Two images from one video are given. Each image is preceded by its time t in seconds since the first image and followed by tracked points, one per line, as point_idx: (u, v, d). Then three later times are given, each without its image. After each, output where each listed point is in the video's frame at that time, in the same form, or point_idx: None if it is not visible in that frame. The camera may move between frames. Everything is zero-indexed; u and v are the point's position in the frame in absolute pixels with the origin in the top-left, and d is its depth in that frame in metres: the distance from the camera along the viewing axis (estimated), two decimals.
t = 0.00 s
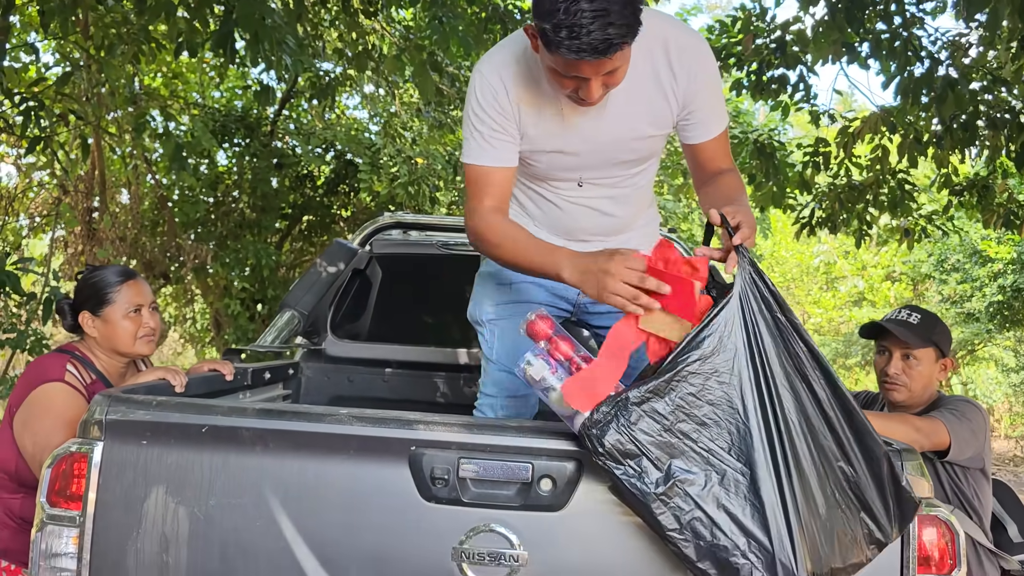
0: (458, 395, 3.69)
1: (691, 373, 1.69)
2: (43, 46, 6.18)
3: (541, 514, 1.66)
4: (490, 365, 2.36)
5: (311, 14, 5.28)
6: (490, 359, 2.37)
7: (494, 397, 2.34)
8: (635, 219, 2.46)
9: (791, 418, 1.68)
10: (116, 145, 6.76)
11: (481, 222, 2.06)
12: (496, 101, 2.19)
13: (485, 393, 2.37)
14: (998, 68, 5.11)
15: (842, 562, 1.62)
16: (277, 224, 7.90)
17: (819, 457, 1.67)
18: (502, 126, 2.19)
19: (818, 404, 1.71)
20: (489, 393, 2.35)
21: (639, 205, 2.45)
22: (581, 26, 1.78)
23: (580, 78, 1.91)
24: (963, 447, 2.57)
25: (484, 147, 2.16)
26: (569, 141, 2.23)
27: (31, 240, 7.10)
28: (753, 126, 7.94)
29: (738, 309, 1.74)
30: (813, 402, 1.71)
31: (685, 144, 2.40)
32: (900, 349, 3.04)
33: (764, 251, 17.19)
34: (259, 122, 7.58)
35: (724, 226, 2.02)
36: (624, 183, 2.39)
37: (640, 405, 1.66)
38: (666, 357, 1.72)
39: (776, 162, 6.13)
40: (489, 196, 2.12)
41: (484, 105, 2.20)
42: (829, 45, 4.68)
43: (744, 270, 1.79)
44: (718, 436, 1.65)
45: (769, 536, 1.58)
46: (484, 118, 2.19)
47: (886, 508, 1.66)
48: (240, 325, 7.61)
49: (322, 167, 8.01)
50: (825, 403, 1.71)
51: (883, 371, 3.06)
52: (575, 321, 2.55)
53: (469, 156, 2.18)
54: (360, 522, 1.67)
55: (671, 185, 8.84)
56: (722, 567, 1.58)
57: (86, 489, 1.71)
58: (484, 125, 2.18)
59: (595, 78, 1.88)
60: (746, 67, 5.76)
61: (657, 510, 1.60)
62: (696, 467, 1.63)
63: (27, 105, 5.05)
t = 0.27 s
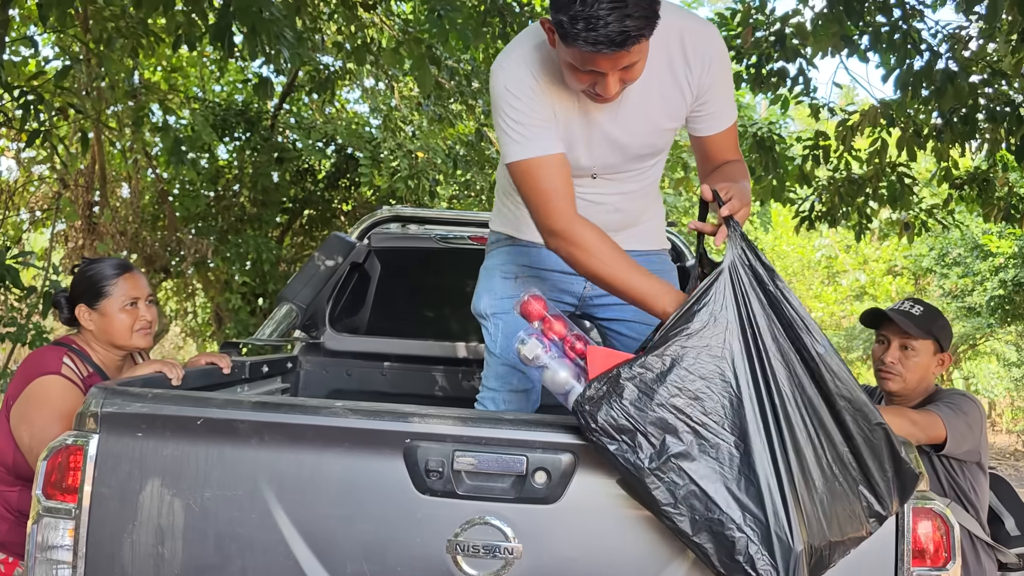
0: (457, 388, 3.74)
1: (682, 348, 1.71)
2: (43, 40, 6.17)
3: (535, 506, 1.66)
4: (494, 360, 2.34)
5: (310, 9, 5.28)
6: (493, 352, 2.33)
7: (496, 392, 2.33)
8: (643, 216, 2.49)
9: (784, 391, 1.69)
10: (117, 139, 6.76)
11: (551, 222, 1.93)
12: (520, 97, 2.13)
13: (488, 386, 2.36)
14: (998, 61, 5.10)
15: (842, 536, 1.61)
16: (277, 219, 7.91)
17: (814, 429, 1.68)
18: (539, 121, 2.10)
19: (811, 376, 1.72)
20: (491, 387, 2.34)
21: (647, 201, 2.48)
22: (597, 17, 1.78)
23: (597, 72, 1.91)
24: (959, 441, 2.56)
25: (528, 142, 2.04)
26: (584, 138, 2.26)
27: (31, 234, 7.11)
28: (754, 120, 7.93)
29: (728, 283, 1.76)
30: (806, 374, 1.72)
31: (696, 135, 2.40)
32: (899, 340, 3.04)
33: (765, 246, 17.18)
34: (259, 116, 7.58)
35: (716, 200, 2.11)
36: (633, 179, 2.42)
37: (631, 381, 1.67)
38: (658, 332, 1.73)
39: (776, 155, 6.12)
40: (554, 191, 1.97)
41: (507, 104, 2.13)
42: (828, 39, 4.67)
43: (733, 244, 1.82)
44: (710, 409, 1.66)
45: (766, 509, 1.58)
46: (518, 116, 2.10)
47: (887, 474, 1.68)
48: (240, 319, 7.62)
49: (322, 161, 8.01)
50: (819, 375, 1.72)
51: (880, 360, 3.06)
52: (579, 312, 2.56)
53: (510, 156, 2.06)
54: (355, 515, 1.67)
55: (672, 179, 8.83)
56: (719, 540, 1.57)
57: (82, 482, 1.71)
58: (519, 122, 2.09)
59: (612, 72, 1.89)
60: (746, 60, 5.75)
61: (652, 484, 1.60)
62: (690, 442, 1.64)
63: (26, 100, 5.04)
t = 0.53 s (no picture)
0: (455, 383, 3.72)
1: (691, 317, 1.73)
2: (41, 35, 6.16)
3: (534, 502, 1.66)
4: (509, 356, 2.43)
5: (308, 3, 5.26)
6: (508, 348, 2.42)
7: (508, 389, 2.41)
8: (665, 216, 2.57)
9: (790, 370, 1.69)
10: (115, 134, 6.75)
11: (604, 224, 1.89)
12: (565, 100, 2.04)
13: (500, 382, 2.44)
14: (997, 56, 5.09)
15: (826, 524, 1.62)
16: (276, 214, 7.90)
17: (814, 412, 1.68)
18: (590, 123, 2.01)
19: (820, 363, 1.72)
20: (504, 384, 2.42)
21: (670, 202, 2.55)
22: (644, 48, 1.77)
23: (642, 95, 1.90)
24: (957, 437, 2.55)
25: (581, 143, 1.96)
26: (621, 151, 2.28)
27: (30, 229, 7.11)
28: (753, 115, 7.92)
29: (746, 260, 1.79)
30: (815, 360, 1.72)
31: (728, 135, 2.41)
32: (899, 340, 3.04)
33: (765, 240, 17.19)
34: (258, 111, 7.56)
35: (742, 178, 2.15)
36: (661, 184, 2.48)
37: (638, 341, 1.71)
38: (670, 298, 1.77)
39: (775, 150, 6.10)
40: (614, 193, 1.91)
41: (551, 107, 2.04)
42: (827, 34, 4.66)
43: (758, 221, 1.84)
44: (712, 381, 1.68)
45: (750, 487, 1.59)
46: (567, 116, 2.01)
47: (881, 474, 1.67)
48: (239, 314, 7.61)
49: (321, 156, 7.99)
50: (827, 361, 1.71)
51: (881, 361, 3.06)
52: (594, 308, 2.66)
53: (559, 158, 1.98)
54: (352, 511, 1.67)
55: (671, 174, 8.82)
56: (700, 513, 1.59)
57: (80, 477, 1.71)
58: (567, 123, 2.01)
59: (656, 97, 1.90)
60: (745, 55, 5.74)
61: (643, 446, 1.62)
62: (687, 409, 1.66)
63: (24, 95, 5.03)
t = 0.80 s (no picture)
0: (451, 379, 3.73)
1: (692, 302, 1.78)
2: (37, 31, 6.14)
3: (532, 501, 1.67)
4: (523, 357, 2.48)
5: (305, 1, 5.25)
6: (524, 348, 2.47)
7: (520, 390, 2.44)
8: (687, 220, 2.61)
9: (791, 347, 1.72)
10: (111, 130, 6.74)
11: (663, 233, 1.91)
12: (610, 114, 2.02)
13: (512, 383, 2.47)
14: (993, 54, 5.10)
15: (838, 499, 1.62)
16: (272, 210, 7.89)
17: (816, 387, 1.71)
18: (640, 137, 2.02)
19: (821, 340, 1.75)
20: (517, 385, 2.45)
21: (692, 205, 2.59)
22: (687, 63, 1.78)
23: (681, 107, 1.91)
24: (952, 436, 2.54)
25: (630, 158, 1.95)
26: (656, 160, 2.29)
27: (26, 225, 7.09)
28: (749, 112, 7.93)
29: (743, 241, 1.83)
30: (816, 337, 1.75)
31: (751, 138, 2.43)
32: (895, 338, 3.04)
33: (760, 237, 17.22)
34: (254, 107, 7.52)
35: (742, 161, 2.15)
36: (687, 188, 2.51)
37: (642, 329, 1.76)
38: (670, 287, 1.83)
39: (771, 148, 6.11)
40: (671, 202, 1.93)
41: (596, 123, 2.02)
42: (824, 32, 4.67)
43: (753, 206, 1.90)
44: (715, 362, 1.72)
45: (758, 463, 1.61)
46: (612, 129, 2.00)
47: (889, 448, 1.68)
48: (236, 310, 7.61)
49: (317, 152, 7.98)
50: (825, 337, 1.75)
51: (876, 358, 3.07)
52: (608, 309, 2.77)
53: (608, 174, 1.98)
54: (351, 510, 1.68)
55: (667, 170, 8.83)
56: (710, 491, 1.60)
57: (80, 475, 1.72)
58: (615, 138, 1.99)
59: (696, 112, 1.91)
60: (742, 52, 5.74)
61: (649, 427, 1.65)
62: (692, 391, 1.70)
63: (20, 91, 5.01)
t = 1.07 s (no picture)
0: (446, 378, 3.72)
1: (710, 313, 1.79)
2: (31, 29, 6.13)
3: (525, 499, 1.69)
4: (523, 356, 2.46)
5: None
6: (524, 347, 2.46)
7: (519, 389, 2.42)
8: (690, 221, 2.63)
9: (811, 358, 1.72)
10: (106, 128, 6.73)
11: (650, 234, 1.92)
12: (614, 112, 2.03)
13: (511, 382, 2.45)
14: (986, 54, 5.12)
15: (853, 511, 1.64)
16: (268, 208, 7.89)
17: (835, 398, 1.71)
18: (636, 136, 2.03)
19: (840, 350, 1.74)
20: (517, 383, 2.44)
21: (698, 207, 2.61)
22: (697, 72, 1.79)
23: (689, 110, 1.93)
24: (942, 433, 2.58)
25: (630, 158, 1.97)
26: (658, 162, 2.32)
27: (21, 222, 7.09)
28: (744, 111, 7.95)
29: (764, 249, 1.83)
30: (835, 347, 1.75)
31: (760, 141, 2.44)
32: (891, 332, 3.07)
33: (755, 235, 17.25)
34: (250, 105, 7.49)
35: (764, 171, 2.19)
36: (692, 190, 2.53)
37: (660, 338, 1.78)
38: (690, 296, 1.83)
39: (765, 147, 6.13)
40: (664, 207, 1.94)
41: (598, 119, 2.03)
42: (818, 32, 4.68)
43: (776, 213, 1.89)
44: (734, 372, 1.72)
45: (776, 474, 1.62)
46: (613, 128, 2.01)
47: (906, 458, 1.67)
48: (231, 308, 7.60)
49: (313, 150, 7.97)
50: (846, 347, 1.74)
51: (869, 350, 3.10)
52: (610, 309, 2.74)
53: (606, 172, 2.00)
54: (345, 508, 1.69)
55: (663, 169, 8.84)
56: (727, 501, 1.61)
57: (76, 474, 1.73)
58: (616, 136, 2.00)
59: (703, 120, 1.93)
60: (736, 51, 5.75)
61: (667, 437, 1.66)
62: (710, 402, 1.71)
63: (15, 89, 5.01)
